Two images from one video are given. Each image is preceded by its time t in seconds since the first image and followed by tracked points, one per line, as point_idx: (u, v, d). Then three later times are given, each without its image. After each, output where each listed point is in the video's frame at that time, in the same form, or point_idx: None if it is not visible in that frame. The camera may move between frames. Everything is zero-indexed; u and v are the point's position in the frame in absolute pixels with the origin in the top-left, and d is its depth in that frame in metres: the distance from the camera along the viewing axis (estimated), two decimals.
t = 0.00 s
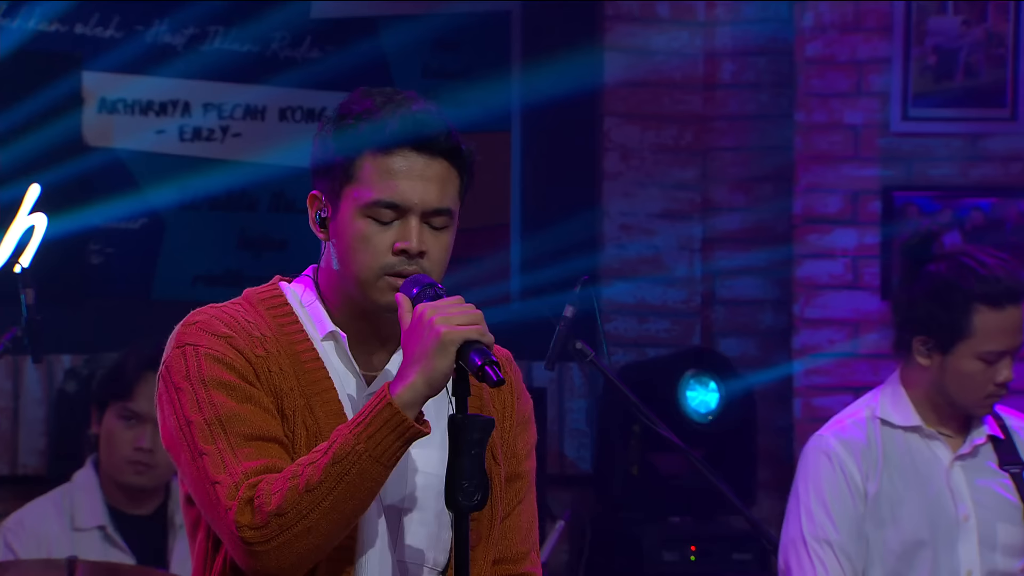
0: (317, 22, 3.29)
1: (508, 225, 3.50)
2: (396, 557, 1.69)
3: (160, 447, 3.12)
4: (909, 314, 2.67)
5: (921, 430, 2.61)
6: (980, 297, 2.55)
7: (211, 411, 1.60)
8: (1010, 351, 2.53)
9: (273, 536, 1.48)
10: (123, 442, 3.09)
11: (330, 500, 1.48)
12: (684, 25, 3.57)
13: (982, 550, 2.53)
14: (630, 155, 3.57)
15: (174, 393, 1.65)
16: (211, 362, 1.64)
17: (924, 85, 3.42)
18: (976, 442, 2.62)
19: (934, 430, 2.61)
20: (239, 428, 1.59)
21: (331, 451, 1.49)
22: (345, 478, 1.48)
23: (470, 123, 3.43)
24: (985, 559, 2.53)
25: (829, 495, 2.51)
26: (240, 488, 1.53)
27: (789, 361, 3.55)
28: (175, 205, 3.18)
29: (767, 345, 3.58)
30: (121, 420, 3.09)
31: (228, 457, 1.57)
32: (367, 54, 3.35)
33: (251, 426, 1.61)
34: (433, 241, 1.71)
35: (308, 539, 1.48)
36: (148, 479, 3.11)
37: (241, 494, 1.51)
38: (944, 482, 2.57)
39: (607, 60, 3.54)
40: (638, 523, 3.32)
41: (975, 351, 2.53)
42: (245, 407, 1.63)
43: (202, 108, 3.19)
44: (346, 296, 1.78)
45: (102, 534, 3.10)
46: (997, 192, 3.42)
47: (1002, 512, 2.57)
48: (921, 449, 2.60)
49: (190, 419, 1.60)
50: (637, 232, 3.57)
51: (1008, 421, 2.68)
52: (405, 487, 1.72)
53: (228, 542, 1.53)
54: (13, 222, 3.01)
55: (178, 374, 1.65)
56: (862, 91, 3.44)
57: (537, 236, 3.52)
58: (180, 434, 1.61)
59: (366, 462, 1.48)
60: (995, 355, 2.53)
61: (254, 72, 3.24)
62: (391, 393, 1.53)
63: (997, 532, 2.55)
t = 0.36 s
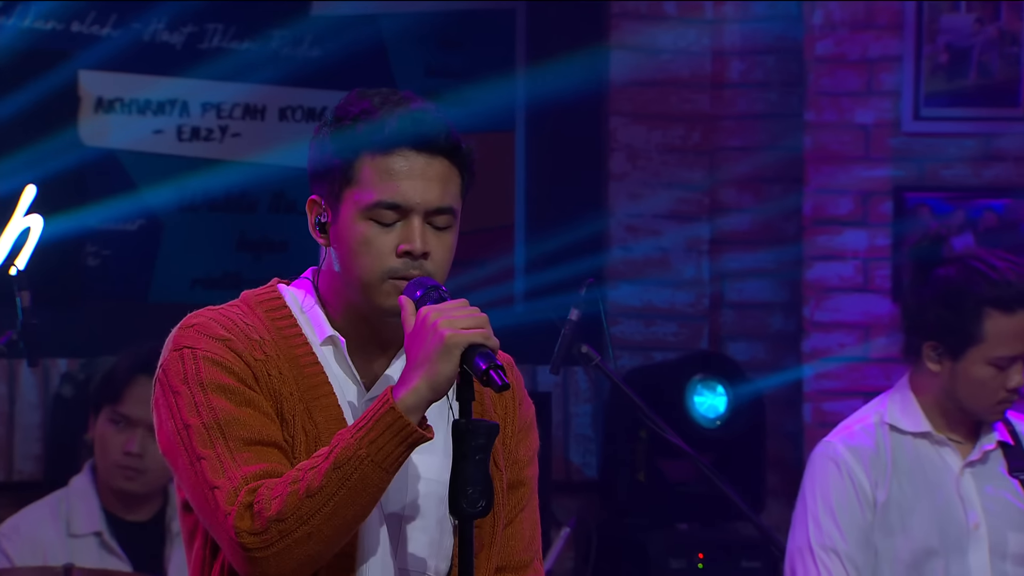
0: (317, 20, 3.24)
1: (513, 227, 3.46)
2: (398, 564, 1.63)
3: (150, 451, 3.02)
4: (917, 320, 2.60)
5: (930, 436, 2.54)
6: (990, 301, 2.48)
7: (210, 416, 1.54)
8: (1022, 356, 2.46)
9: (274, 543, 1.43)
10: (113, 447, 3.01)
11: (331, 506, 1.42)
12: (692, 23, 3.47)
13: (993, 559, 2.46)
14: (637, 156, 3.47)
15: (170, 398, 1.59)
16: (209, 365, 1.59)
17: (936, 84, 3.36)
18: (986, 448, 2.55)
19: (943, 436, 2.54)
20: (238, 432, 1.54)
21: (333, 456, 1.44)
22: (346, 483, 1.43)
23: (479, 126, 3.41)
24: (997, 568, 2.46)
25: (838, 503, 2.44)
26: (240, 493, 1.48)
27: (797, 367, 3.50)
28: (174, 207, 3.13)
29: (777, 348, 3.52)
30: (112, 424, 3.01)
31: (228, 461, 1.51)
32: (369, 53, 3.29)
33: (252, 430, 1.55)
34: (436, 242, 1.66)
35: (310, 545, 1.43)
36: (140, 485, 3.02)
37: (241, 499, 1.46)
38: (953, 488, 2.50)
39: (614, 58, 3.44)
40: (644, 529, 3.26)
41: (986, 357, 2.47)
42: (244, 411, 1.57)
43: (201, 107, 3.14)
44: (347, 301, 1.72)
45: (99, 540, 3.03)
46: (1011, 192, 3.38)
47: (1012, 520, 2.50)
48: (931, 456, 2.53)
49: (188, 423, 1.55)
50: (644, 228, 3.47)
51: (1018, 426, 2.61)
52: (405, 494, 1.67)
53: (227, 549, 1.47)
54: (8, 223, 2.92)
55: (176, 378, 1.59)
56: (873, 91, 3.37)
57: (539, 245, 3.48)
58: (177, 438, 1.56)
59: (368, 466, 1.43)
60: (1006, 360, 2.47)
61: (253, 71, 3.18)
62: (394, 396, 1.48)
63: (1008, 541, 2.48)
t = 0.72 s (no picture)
0: (317, 18, 3.19)
1: (516, 228, 3.40)
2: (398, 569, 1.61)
3: (143, 456, 2.98)
4: (932, 320, 2.55)
5: (941, 441, 2.48)
6: (1003, 304, 2.42)
7: (205, 420, 1.48)
8: None
9: (271, 550, 1.38)
10: (104, 452, 2.96)
11: (331, 513, 1.37)
12: (697, 21, 3.42)
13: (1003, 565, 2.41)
14: (642, 156, 3.41)
15: (165, 402, 1.53)
16: (205, 368, 1.53)
17: (946, 83, 3.30)
18: (998, 453, 2.49)
19: (955, 440, 2.48)
20: (234, 438, 1.48)
21: (332, 461, 1.39)
22: (344, 490, 1.38)
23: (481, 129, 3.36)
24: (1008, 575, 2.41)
25: (847, 508, 2.38)
26: (237, 499, 1.42)
27: (806, 369, 3.43)
28: (171, 208, 3.08)
29: (784, 352, 3.47)
30: (103, 430, 2.96)
31: (224, 467, 1.46)
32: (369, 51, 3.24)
33: (248, 435, 1.50)
34: (433, 243, 1.60)
35: (308, 552, 1.38)
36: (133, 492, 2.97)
37: (237, 506, 1.40)
38: (965, 494, 2.44)
39: (619, 57, 3.39)
40: (648, 536, 3.21)
41: (998, 359, 2.41)
42: (240, 416, 1.52)
43: (198, 106, 3.08)
44: (344, 302, 1.68)
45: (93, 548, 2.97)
46: (1022, 193, 3.32)
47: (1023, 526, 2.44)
48: (942, 460, 2.47)
49: (182, 428, 1.49)
50: (651, 232, 3.42)
51: None
52: (405, 501, 1.65)
53: (224, 556, 1.42)
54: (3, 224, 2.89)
55: (171, 382, 1.53)
56: (882, 89, 3.33)
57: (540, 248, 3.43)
58: (173, 444, 1.50)
59: (368, 473, 1.38)
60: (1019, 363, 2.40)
61: (252, 69, 3.12)
62: (394, 401, 1.42)
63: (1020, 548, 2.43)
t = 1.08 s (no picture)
0: (317, 16, 3.14)
1: (520, 229, 3.35)
2: None
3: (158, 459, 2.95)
4: (951, 321, 2.50)
5: (960, 445, 2.43)
6: None
7: (203, 423, 1.44)
8: None
9: (270, 556, 1.33)
10: (120, 457, 2.93)
11: (330, 518, 1.33)
12: (704, 19, 3.38)
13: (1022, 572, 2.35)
14: (648, 155, 3.37)
15: (162, 404, 1.49)
16: (204, 370, 1.49)
17: (957, 81, 3.29)
18: (1018, 458, 2.43)
19: (974, 445, 2.42)
20: (233, 441, 1.44)
21: (333, 465, 1.35)
22: (346, 495, 1.34)
23: (484, 129, 3.29)
24: None
25: (864, 512, 2.32)
26: (235, 503, 1.38)
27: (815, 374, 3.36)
28: (168, 210, 3.02)
29: (792, 356, 3.38)
30: (115, 432, 2.92)
31: (222, 471, 1.41)
32: (371, 49, 3.19)
33: (246, 439, 1.46)
34: (438, 243, 1.56)
35: (307, 558, 1.34)
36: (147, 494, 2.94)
37: (236, 510, 1.36)
38: (982, 499, 2.39)
39: (623, 59, 3.35)
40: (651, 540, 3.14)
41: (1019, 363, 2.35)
42: (240, 419, 1.48)
43: (197, 106, 3.03)
44: (347, 303, 1.64)
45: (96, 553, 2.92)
46: None
47: None
48: (960, 465, 2.41)
49: (180, 431, 1.44)
50: (660, 238, 3.37)
51: None
52: (406, 507, 1.62)
53: (222, 562, 1.38)
54: None
55: (168, 384, 1.49)
56: (892, 88, 3.32)
57: (547, 244, 3.37)
58: (170, 447, 1.45)
59: (370, 477, 1.34)
60: None
61: (252, 68, 3.08)
62: (395, 404, 1.38)
63: None
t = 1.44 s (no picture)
0: (317, 13, 3.09)
1: (523, 232, 3.29)
2: None
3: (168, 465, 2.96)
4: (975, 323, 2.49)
5: (984, 453, 2.37)
6: None
7: (202, 429, 1.42)
8: None
9: (270, 564, 1.32)
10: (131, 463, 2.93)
11: (330, 525, 1.31)
12: (711, 17, 3.34)
13: None
14: (654, 156, 3.32)
15: (160, 409, 1.48)
16: (202, 376, 1.47)
17: (970, 81, 3.21)
18: None
19: (999, 453, 2.37)
20: (231, 447, 1.42)
21: (332, 472, 1.33)
22: (345, 502, 1.32)
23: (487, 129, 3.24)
24: None
25: (875, 522, 2.27)
26: (234, 511, 1.36)
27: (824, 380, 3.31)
28: (166, 212, 2.96)
29: (800, 360, 3.35)
30: (129, 441, 2.91)
31: (221, 477, 1.39)
32: (373, 49, 3.14)
33: (245, 445, 1.44)
34: (440, 243, 1.53)
35: (307, 567, 1.32)
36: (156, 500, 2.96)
37: (234, 518, 1.34)
38: (1005, 509, 2.33)
39: (629, 57, 3.30)
40: (659, 550, 3.08)
41: None
42: (238, 425, 1.46)
43: (195, 105, 2.98)
44: (347, 306, 1.62)
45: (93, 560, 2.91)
46: None
47: None
48: (982, 473, 2.36)
49: (178, 437, 1.43)
50: (665, 241, 3.33)
51: None
52: (407, 515, 1.61)
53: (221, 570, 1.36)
54: None
55: (165, 389, 1.47)
56: (902, 87, 3.22)
57: (551, 243, 3.31)
58: (167, 453, 1.44)
59: (370, 484, 1.32)
60: None
61: (251, 67, 3.03)
62: (395, 409, 1.37)
63: None
